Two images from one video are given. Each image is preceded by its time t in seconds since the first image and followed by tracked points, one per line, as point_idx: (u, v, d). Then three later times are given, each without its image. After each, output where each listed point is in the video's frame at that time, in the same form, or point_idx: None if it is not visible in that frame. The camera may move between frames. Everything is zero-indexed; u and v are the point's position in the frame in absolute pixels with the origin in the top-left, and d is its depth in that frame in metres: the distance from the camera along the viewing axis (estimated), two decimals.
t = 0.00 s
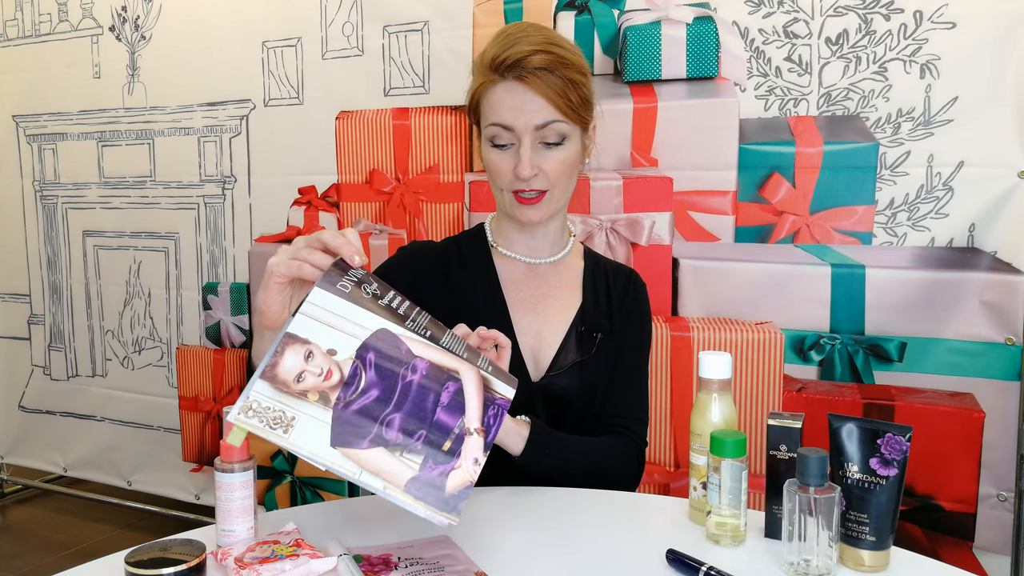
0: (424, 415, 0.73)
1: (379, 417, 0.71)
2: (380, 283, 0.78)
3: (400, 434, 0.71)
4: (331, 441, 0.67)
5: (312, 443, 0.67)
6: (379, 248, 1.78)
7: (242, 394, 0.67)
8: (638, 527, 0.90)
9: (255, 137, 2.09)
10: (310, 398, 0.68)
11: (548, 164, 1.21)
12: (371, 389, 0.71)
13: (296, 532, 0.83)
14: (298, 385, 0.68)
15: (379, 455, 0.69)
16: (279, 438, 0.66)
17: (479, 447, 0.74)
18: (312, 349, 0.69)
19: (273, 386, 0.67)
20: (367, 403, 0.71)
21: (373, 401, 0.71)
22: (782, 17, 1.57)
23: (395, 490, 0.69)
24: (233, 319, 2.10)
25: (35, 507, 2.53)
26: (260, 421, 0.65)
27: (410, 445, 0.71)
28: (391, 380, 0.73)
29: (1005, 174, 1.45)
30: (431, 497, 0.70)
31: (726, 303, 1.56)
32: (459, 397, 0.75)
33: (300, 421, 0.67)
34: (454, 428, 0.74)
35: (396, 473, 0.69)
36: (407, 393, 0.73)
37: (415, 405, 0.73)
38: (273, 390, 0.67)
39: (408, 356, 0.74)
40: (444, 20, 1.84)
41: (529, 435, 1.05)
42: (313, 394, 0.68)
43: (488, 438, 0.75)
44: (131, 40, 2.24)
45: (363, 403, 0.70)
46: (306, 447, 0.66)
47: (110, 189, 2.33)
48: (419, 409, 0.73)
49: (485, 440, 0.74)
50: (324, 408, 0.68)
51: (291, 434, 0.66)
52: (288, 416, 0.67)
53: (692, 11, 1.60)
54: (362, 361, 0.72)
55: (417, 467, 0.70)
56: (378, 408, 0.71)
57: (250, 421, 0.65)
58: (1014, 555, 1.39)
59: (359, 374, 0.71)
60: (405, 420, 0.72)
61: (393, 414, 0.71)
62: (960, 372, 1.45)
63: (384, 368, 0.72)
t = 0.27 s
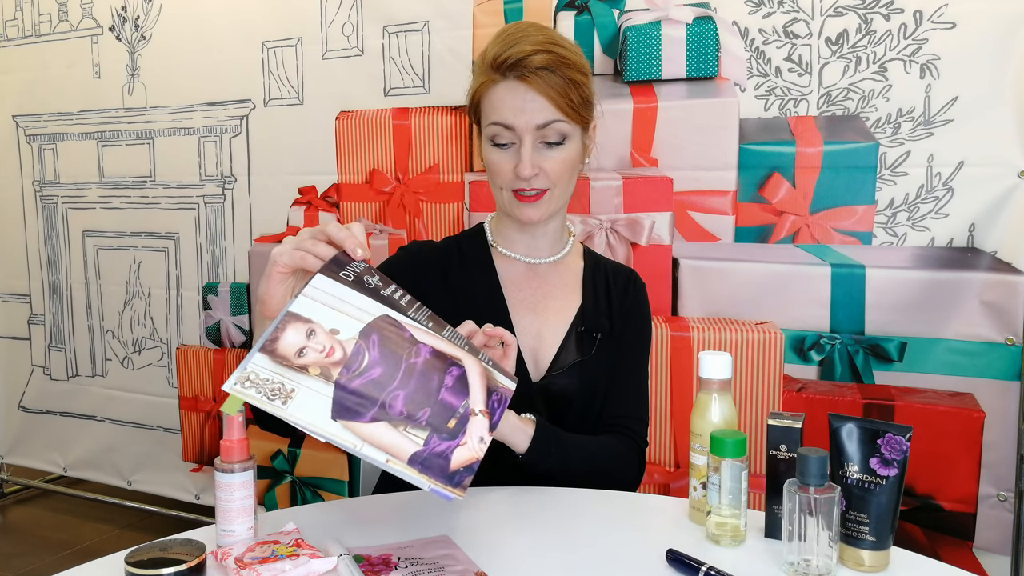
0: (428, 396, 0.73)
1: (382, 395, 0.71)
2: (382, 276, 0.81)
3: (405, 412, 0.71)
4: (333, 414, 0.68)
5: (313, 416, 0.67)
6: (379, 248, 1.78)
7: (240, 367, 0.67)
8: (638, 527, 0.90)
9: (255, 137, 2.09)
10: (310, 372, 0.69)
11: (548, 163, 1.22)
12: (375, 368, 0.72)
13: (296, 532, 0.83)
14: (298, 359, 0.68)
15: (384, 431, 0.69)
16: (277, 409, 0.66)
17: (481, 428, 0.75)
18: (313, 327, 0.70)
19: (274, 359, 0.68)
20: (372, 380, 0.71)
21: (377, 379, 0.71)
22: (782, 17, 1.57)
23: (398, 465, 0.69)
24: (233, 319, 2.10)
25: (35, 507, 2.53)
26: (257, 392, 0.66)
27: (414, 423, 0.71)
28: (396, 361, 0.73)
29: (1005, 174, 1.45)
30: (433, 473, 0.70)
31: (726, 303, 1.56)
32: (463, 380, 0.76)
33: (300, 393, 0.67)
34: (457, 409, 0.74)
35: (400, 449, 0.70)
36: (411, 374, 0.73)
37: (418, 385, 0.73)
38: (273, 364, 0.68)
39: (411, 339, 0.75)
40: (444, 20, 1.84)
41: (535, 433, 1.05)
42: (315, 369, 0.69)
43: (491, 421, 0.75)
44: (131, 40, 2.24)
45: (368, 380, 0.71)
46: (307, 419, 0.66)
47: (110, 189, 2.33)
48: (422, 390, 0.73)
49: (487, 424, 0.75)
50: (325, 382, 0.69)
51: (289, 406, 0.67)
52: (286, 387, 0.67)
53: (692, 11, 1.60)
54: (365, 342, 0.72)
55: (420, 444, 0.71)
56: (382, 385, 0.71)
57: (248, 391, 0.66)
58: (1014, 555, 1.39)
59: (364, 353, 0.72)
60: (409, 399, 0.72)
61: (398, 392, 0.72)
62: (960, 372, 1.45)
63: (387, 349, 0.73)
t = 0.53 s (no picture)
0: (345, 394, 0.70)
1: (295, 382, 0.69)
2: (358, 268, 0.83)
3: (313, 404, 0.68)
4: (242, 391, 0.67)
5: (226, 389, 0.67)
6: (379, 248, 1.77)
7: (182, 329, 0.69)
8: (638, 527, 0.90)
9: (255, 137, 2.09)
10: (241, 347, 0.69)
11: (553, 157, 1.23)
12: (301, 355, 0.71)
13: (296, 532, 0.83)
14: (235, 333, 0.69)
15: (284, 417, 0.67)
16: (198, 375, 0.67)
17: (387, 439, 0.69)
18: (262, 306, 0.72)
19: (214, 328, 0.69)
20: (294, 366, 0.70)
21: (298, 366, 0.70)
22: (782, 17, 1.57)
23: (285, 457, 0.65)
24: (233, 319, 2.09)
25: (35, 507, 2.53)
26: (186, 355, 0.67)
27: (318, 417, 0.68)
28: (327, 354, 0.72)
29: (1005, 174, 1.45)
30: (316, 471, 0.65)
31: (726, 303, 1.56)
32: (387, 387, 0.72)
33: (224, 365, 0.68)
34: (369, 414, 0.70)
35: (294, 439, 0.66)
36: (335, 369, 0.72)
37: (337, 381, 0.71)
38: (211, 332, 0.69)
39: (351, 336, 0.74)
40: (444, 20, 1.84)
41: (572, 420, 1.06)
42: (245, 344, 0.69)
43: (400, 433, 0.70)
44: (131, 40, 2.24)
45: (291, 365, 0.70)
46: (218, 390, 0.66)
47: (110, 189, 2.33)
48: (343, 386, 0.71)
49: (395, 435, 0.70)
50: (250, 359, 0.69)
51: (209, 375, 0.67)
52: (213, 357, 0.68)
53: (692, 11, 1.60)
54: (303, 329, 0.72)
55: (315, 438, 0.67)
56: (302, 373, 0.70)
57: (179, 352, 0.67)
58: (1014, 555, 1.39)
59: (297, 339, 0.71)
60: (323, 392, 0.70)
61: (314, 383, 0.70)
62: (960, 372, 1.45)
63: (321, 340, 0.73)
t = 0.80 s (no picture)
0: (282, 380, 0.77)
1: (245, 356, 0.77)
2: (361, 257, 0.89)
3: (252, 380, 0.76)
4: (203, 351, 0.76)
5: (194, 345, 0.76)
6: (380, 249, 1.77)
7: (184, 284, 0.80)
8: (638, 526, 0.90)
9: (255, 137, 2.09)
10: (218, 313, 0.78)
11: (552, 150, 1.25)
12: (263, 334, 0.79)
13: (296, 532, 0.83)
14: (222, 299, 0.79)
15: (225, 384, 0.75)
16: (178, 328, 0.77)
17: (297, 434, 0.75)
18: (251, 280, 0.81)
19: (207, 291, 0.79)
20: (252, 341, 0.78)
21: (256, 341, 0.78)
22: (782, 17, 1.57)
23: (210, 418, 0.74)
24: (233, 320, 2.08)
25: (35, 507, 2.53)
26: (175, 307, 0.78)
27: (251, 393, 0.76)
28: (286, 339, 0.79)
29: (1005, 174, 1.45)
30: (228, 439, 0.74)
31: (726, 303, 1.56)
32: (320, 385, 0.78)
33: (200, 325, 0.78)
34: (292, 406, 0.76)
35: (225, 405, 0.75)
36: (285, 354, 0.79)
37: (280, 366, 0.78)
38: (201, 293, 0.79)
39: (313, 329, 0.81)
40: (444, 20, 1.84)
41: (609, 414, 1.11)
42: (223, 311, 0.79)
43: (310, 432, 0.75)
44: (131, 40, 2.24)
45: (249, 340, 0.78)
46: (186, 343, 0.76)
47: (110, 189, 2.33)
48: (285, 372, 0.78)
49: (306, 433, 0.75)
50: (221, 325, 0.78)
51: (186, 329, 0.77)
52: (196, 315, 0.78)
53: (692, 11, 1.60)
54: (276, 310, 0.81)
55: (239, 411, 0.75)
56: (256, 349, 0.78)
57: (172, 302, 0.78)
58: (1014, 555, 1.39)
59: (266, 318, 0.80)
60: (265, 372, 0.77)
61: (261, 361, 0.77)
62: (960, 372, 1.45)
63: (287, 325, 0.80)
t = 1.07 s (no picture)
0: (274, 393, 0.81)
1: (245, 362, 0.79)
2: (370, 266, 0.87)
3: (247, 388, 0.80)
4: (204, 346, 0.78)
5: (196, 336, 0.77)
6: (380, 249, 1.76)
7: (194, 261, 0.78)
8: (638, 526, 0.90)
9: (255, 137, 2.09)
10: (223, 304, 0.78)
11: (537, 150, 1.24)
12: (262, 339, 0.80)
13: (296, 532, 0.83)
14: (228, 290, 0.78)
15: (221, 387, 0.79)
16: (182, 310, 0.77)
17: (282, 450, 0.80)
18: (260, 276, 0.80)
19: (214, 275, 0.78)
20: (251, 346, 0.80)
21: (256, 346, 0.80)
22: (781, 17, 1.57)
23: (204, 419, 0.78)
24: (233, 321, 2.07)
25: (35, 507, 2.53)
26: (179, 285, 0.77)
27: (244, 401, 0.79)
28: (285, 348, 0.81)
29: (1005, 174, 1.46)
30: (216, 446, 0.78)
31: (726, 303, 1.56)
32: (309, 403, 0.82)
33: (203, 312, 0.77)
34: (282, 421, 0.81)
35: (218, 408, 0.79)
36: (280, 364, 0.81)
37: (277, 376, 0.81)
38: (208, 277, 0.77)
39: (312, 342, 0.82)
40: (444, 20, 1.84)
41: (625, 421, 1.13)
42: (228, 304, 0.78)
43: (293, 450, 0.81)
44: (131, 40, 2.24)
45: (249, 343, 0.80)
46: (189, 334, 0.77)
47: (110, 189, 2.33)
48: (281, 384, 0.81)
49: (290, 450, 0.81)
50: (225, 319, 0.78)
51: (189, 314, 0.77)
52: (200, 300, 0.77)
53: (692, 11, 1.60)
54: (280, 314, 0.81)
55: (230, 418, 0.79)
56: (254, 355, 0.80)
57: (177, 280, 0.76)
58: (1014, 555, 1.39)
59: (268, 322, 0.80)
60: (262, 382, 0.80)
61: (257, 370, 0.80)
62: (960, 372, 1.45)
63: (288, 333, 0.81)
